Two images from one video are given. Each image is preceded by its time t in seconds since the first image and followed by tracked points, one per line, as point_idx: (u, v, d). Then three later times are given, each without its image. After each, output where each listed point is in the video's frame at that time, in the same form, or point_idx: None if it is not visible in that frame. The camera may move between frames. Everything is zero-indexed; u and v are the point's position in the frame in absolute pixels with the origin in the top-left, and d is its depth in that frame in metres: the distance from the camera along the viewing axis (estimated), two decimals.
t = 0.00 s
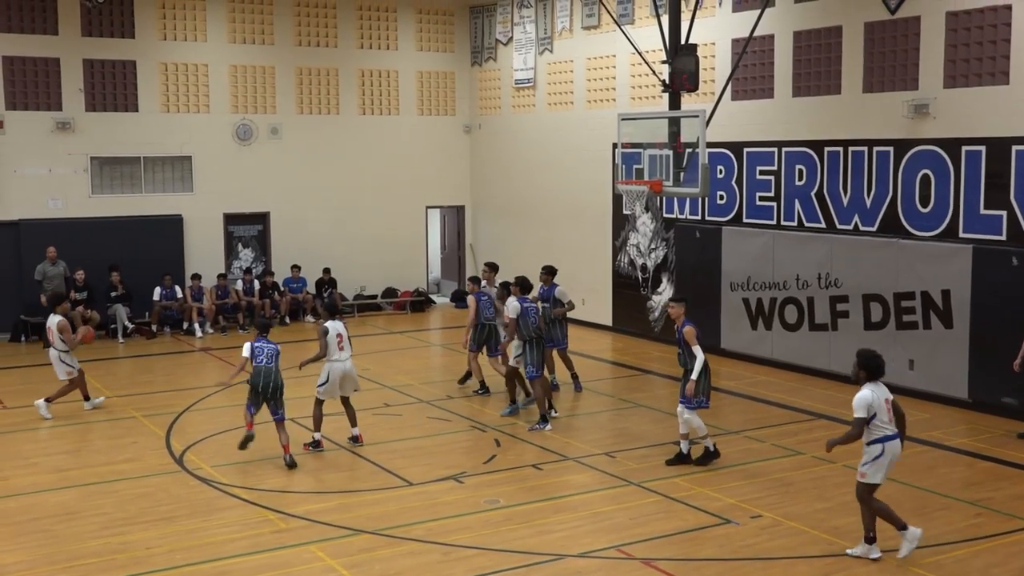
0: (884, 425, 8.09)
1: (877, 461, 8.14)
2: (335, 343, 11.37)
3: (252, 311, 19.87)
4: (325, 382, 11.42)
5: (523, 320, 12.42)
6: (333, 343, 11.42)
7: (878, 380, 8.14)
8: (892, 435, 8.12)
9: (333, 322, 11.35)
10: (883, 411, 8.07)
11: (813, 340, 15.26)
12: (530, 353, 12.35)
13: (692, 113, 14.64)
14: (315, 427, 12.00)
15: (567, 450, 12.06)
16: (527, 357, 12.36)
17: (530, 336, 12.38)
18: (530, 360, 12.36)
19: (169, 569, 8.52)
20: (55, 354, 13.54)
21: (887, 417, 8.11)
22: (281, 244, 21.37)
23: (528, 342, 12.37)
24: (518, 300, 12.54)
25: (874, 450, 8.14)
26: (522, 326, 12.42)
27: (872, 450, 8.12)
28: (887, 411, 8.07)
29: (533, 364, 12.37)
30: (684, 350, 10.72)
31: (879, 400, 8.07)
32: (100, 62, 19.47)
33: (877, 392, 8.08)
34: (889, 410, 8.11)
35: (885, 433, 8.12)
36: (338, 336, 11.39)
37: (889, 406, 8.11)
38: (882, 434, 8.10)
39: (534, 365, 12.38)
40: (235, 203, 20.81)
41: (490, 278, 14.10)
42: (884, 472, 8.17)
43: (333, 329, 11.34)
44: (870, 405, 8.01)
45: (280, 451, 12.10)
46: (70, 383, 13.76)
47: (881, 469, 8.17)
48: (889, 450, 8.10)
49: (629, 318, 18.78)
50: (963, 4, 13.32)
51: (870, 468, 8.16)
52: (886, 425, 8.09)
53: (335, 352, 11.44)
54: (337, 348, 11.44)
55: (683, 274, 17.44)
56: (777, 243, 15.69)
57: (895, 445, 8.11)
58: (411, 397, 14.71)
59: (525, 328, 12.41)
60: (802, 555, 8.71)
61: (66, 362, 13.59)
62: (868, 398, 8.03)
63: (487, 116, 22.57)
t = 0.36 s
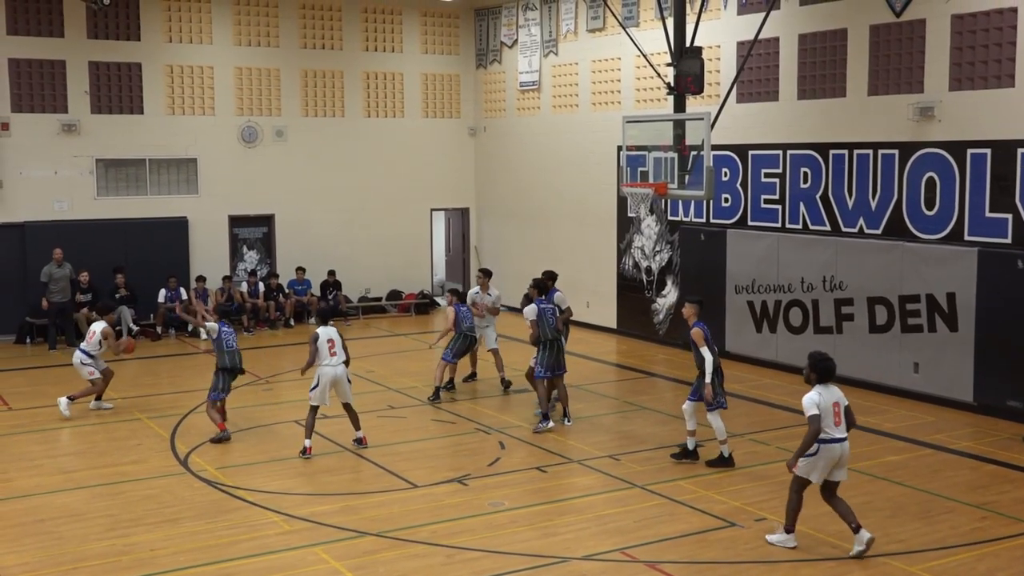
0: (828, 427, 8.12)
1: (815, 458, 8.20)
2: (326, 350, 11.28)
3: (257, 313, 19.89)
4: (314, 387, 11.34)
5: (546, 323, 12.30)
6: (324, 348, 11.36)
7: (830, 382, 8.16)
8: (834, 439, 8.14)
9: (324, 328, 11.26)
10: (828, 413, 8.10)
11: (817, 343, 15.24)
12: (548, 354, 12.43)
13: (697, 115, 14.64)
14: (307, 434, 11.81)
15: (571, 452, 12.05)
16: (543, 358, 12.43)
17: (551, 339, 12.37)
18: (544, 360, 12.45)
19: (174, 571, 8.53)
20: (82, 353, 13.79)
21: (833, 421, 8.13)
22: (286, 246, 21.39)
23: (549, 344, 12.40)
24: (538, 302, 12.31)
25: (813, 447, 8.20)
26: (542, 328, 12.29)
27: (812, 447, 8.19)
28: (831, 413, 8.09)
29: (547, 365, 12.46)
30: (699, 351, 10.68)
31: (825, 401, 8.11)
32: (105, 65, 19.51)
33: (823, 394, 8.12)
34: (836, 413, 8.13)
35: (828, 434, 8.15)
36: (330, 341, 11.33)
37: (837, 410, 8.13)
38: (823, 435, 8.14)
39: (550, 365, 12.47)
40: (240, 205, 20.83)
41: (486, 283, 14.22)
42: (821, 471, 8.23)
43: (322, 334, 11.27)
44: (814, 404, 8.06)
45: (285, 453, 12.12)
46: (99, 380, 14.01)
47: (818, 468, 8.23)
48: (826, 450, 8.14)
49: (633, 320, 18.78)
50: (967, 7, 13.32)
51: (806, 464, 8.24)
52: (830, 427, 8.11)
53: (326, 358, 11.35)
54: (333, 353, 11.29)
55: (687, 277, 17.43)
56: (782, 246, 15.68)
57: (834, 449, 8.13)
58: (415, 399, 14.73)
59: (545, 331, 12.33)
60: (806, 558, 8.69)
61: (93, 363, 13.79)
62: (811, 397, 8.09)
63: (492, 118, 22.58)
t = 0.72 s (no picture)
0: (800, 421, 8.51)
1: (792, 454, 8.57)
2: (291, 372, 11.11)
3: (257, 313, 19.88)
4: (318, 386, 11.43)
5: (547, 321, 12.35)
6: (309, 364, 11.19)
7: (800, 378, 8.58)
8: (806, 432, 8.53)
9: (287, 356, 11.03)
10: (800, 407, 8.50)
11: (818, 343, 15.24)
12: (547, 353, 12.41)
13: (698, 116, 14.63)
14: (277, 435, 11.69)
15: (572, 453, 12.05)
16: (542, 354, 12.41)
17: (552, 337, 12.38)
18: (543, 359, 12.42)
19: (175, 571, 8.54)
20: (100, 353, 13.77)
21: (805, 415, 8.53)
22: (287, 246, 21.39)
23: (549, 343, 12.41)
24: (538, 300, 12.39)
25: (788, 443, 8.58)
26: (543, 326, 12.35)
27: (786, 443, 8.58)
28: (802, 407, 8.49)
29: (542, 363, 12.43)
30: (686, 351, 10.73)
31: (795, 396, 8.51)
32: (106, 65, 19.51)
33: (794, 389, 8.53)
34: (808, 408, 8.53)
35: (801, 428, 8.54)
36: (301, 368, 11.06)
37: (808, 404, 8.54)
38: (797, 429, 8.53)
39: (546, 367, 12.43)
40: (241, 205, 20.84)
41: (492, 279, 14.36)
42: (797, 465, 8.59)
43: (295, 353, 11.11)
44: (782, 397, 8.48)
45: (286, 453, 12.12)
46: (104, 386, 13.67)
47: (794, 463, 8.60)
48: (801, 444, 8.52)
49: (634, 320, 18.78)
50: (968, 7, 13.32)
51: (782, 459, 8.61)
52: (802, 420, 8.51)
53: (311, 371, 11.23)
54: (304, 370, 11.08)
55: (688, 277, 17.43)
56: (783, 246, 15.68)
57: (809, 442, 8.52)
58: (416, 399, 14.74)
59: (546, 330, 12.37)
60: (807, 558, 8.69)
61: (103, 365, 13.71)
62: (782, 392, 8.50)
63: (493, 118, 22.58)
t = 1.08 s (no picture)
0: (797, 438, 8.36)
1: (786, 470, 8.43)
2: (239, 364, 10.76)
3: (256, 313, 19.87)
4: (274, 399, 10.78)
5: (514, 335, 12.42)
6: (266, 360, 10.67)
7: (799, 394, 8.40)
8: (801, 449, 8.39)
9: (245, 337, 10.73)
10: (796, 424, 8.34)
11: (817, 343, 15.25)
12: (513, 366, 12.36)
13: (697, 116, 14.63)
14: (248, 450, 11.02)
15: (570, 453, 12.04)
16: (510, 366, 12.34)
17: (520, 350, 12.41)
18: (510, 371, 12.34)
19: (174, 571, 8.54)
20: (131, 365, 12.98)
21: (799, 432, 8.37)
22: (285, 246, 21.39)
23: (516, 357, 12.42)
24: (508, 314, 12.45)
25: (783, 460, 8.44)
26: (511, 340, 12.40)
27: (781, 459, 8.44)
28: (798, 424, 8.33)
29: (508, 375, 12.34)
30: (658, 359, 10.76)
31: (793, 413, 8.35)
32: (105, 65, 19.50)
33: (792, 406, 8.35)
34: (804, 425, 8.37)
35: (797, 445, 8.39)
36: (247, 353, 10.62)
37: (805, 421, 8.38)
38: (792, 446, 8.39)
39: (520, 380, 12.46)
40: (240, 205, 20.83)
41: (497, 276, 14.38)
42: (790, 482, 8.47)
43: (259, 343, 10.72)
44: (780, 414, 8.31)
45: (284, 453, 12.11)
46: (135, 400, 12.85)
47: (788, 478, 8.48)
48: (797, 461, 8.38)
49: (633, 320, 18.79)
50: (966, 7, 13.33)
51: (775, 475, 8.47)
52: (799, 437, 8.36)
53: (264, 371, 10.67)
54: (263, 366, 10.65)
55: (687, 277, 17.44)
56: (781, 246, 15.69)
57: (804, 459, 8.38)
58: (414, 399, 14.74)
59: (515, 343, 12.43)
60: (805, 558, 8.69)
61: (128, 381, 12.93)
62: (779, 408, 8.34)
63: (491, 118, 22.57)
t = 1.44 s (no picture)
0: (812, 428, 8.14)
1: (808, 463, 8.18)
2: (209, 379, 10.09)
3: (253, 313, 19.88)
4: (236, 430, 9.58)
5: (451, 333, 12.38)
6: (232, 385, 9.57)
7: (805, 383, 8.20)
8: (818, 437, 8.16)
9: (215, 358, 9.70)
10: (808, 413, 8.14)
11: (815, 344, 15.24)
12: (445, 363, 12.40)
13: (695, 117, 14.64)
14: (203, 483, 9.87)
15: (568, 453, 12.04)
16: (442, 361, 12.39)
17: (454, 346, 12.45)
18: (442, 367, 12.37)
19: (173, 571, 8.54)
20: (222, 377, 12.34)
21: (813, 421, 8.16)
22: (283, 246, 21.38)
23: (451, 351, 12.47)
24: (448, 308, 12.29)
25: (803, 453, 8.20)
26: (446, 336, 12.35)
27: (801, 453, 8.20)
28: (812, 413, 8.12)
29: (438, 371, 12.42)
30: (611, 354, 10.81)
31: (804, 402, 8.14)
32: (102, 65, 19.49)
33: (801, 396, 8.15)
34: (818, 413, 8.16)
35: (813, 435, 8.17)
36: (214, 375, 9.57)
37: (817, 409, 8.17)
38: (810, 437, 8.16)
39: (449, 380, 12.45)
40: (237, 205, 20.82)
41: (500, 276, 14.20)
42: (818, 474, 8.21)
43: (227, 365, 9.63)
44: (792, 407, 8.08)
45: (282, 453, 12.11)
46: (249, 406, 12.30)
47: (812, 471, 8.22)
48: (818, 452, 8.15)
49: (631, 320, 18.79)
50: (964, 8, 13.33)
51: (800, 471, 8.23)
52: (814, 426, 8.14)
53: (228, 396, 9.54)
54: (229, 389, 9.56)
55: (685, 277, 17.44)
56: (779, 246, 15.69)
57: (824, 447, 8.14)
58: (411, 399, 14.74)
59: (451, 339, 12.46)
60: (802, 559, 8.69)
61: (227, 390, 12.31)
62: (791, 401, 8.11)
63: (489, 118, 22.57)
